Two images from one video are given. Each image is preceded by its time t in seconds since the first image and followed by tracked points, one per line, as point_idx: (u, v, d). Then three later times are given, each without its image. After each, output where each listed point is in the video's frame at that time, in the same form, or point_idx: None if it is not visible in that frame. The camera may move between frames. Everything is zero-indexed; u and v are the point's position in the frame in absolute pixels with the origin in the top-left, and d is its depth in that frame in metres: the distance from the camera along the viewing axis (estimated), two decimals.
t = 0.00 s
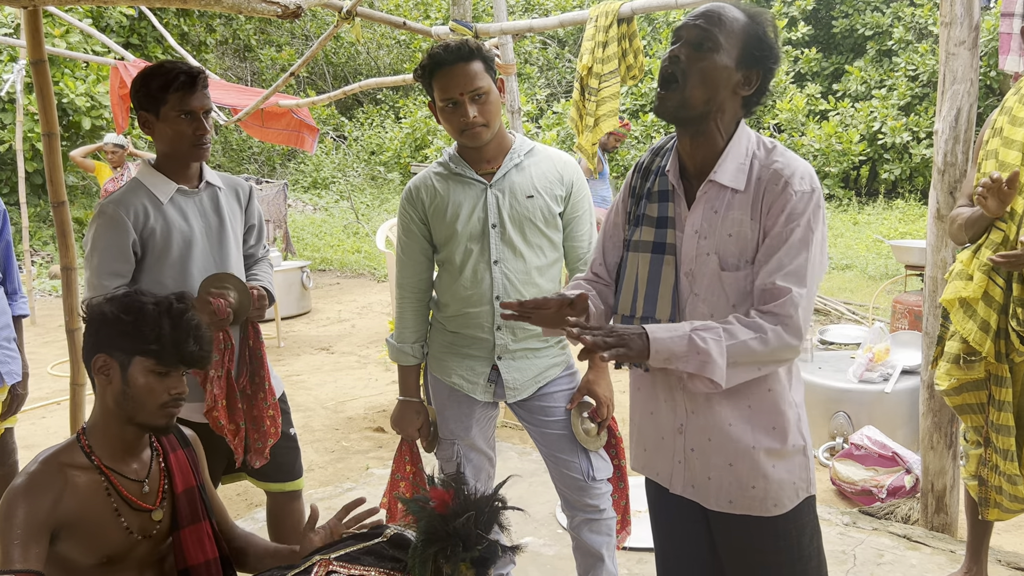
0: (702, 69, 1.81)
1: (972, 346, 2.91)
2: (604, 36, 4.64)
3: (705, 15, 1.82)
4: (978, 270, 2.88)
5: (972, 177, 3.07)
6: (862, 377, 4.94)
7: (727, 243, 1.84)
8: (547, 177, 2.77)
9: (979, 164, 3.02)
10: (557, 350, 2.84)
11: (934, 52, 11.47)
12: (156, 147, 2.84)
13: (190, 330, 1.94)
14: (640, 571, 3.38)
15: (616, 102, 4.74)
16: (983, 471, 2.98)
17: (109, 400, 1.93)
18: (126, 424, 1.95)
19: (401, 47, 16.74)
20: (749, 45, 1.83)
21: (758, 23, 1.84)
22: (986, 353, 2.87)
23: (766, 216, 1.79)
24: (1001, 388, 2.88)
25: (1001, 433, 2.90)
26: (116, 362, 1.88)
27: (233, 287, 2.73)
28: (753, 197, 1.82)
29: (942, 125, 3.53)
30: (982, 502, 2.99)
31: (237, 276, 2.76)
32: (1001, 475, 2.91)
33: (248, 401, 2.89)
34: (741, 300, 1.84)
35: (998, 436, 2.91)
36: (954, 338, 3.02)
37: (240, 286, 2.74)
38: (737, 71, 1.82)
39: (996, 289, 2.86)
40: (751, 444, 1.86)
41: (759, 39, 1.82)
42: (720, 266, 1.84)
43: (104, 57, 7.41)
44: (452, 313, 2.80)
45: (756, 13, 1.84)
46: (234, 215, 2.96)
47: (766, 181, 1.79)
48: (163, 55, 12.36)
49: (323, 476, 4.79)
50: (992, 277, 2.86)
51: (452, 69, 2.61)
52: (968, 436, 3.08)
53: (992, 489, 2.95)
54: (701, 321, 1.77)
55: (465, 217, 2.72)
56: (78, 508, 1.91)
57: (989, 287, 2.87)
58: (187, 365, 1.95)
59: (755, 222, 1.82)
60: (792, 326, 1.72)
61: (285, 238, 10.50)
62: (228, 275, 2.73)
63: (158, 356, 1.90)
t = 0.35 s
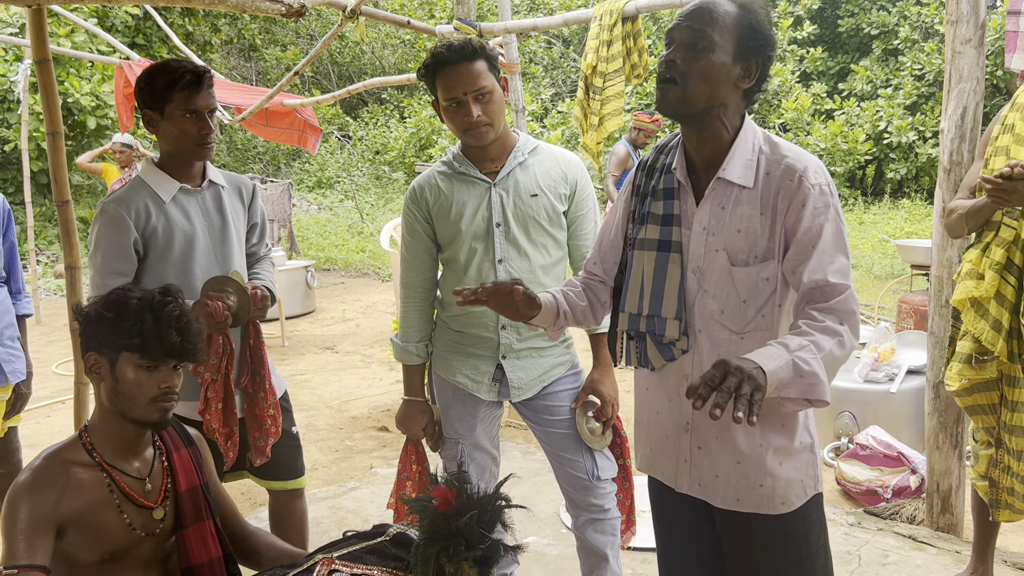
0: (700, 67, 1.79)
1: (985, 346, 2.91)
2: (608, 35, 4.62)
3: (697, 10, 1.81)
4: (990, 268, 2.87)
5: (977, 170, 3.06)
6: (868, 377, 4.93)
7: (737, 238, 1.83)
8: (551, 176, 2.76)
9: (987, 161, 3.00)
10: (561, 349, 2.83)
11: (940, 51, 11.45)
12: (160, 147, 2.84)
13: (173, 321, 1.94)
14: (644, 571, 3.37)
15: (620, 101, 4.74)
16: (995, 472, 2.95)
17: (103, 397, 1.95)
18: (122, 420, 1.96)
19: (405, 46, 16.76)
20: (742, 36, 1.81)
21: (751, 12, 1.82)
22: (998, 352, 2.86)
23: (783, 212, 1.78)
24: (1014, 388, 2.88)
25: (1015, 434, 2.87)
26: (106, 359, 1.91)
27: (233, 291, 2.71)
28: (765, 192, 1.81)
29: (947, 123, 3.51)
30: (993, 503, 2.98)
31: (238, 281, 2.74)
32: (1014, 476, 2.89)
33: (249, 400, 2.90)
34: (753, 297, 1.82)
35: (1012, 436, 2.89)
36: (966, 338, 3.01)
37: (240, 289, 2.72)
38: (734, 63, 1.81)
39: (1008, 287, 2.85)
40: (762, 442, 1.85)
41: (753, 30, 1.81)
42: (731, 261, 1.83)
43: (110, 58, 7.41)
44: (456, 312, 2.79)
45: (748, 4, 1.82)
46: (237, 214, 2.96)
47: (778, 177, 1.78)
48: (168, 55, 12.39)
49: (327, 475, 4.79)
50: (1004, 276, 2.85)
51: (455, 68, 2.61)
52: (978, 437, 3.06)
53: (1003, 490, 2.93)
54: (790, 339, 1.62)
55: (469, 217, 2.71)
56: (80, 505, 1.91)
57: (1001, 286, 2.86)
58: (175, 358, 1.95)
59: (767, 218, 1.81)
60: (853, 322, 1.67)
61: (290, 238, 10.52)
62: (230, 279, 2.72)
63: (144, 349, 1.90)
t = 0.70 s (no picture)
0: (726, 88, 1.76)
1: (981, 346, 2.89)
2: (611, 36, 4.62)
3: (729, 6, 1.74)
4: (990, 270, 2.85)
5: (988, 175, 3.05)
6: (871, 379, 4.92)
7: (774, 217, 1.81)
8: (554, 176, 2.76)
9: (996, 164, 2.98)
10: (564, 350, 2.84)
11: (944, 52, 11.45)
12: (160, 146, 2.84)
13: (159, 317, 1.93)
14: (646, 572, 3.37)
15: (623, 102, 4.74)
16: (992, 473, 2.96)
17: (98, 397, 1.96)
18: (118, 421, 1.96)
19: (409, 47, 16.78)
20: (747, 36, 1.74)
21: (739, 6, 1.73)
22: (994, 353, 2.84)
23: (818, 199, 1.79)
24: (1011, 389, 2.87)
25: (1011, 435, 2.87)
26: (98, 359, 1.91)
27: (239, 291, 2.73)
28: (804, 177, 1.80)
29: (951, 124, 3.50)
30: (989, 504, 2.98)
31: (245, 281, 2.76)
32: (1010, 477, 2.89)
33: (252, 401, 2.90)
34: (790, 276, 1.82)
35: (1007, 437, 2.88)
36: (963, 338, 3.01)
37: (246, 290, 2.74)
38: (755, 62, 1.75)
39: (1006, 289, 2.84)
40: (786, 425, 1.85)
41: (755, 25, 1.74)
42: (768, 240, 1.81)
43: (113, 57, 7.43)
44: (459, 312, 2.79)
45: None
46: (239, 213, 2.96)
47: (817, 164, 1.80)
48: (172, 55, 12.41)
49: (329, 475, 4.79)
50: (1003, 278, 2.84)
51: (458, 69, 2.61)
52: (977, 438, 3.05)
53: (1000, 492, 2.94)
54: (778, 296, 1.76)
55: (472, 217, 2.71)
56: (82, 505, 1.92)
57: (999, 287, 2.84)
58: (165, 355, 1.95)
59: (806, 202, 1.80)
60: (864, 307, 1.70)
61: (293, 238, 10.53)
62: (239, 280, 2.73)
63: (131, 348, 1.91)
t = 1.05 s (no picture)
0: (779, 95, 1.82)
1: (988, 352, 2.88)
2: (612, 38, 4.63)
3: (785, 15, 1.81)
4: (998, 275, 2.85)
5: (987, 176, 3.04)
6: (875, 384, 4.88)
7: (833, 231, 1.84)
8: (555, 177, 2.75)
9: (998, 165, 2.97)
10: (564, 352, 2.83)
11: (945, 55, 11.49)
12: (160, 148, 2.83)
13: (146, 316, 1.94)
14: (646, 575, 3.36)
15: (623, 104, 4.73)
16: (998, 476, 2.95)
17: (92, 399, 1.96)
18: (113, 423, 1.96)
19: (410, 48, 16.79)
20: (802, 46, 1.80)
21: (796, 15, 1.81)
22: (1002, 358, 2.84)
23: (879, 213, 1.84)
24: (1018, 394, 2.87)
25: (1016, 439, 2.88)
26: (90, 362, 1.91)
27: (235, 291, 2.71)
28: (863, 190, 1.85)
29: (951, 127, 3.49)
30: (995, 508, 2.96)
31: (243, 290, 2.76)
32: (1017, 481, 2.89)
33: (252, 401, 2.90)
34: (847, 288, 1.84)
35: (1014, 441, 2.90)
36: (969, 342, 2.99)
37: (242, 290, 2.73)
38: (809, 72, 1.81)
39: (1015, 293, 2.84)
40: (837, 435, 1.87)
41: (809, 35, 1.80)
42: (825, 253, 1.84)
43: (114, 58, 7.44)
44: (459, 314, 2.79)
45: (792, 5, 1.82)
46: (239, 214, 2.96)
47: (875, 178, 1.85)
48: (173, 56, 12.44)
49: (329, 476, 4.79)
50: (1011, 283, 2.84)
51: (460, 69, 2.61)
52: (980, 441, 3.04)
53: (1006, 495, 2.92)
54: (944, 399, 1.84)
55: (473, 218, 2.71)
56: (78, 507, 1.92)
57: (1007, 293, 2.85)
58: (155, 355, 1.94)
59: (865, 217, 1.85)
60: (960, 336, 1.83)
61: (293, 239, 10.53)
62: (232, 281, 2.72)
63: (120, 348, 1.90)
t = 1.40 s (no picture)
0: (840, 96, 1.79)
1: (988, 355, 2.89)
2: (610, 41, 4.63)
3: (858, 19, 1.78)
4: (995, 278, 2.88)
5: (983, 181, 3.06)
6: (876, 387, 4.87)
7: (890, 241, 1.82)
8: (552, 180, 2.74)
9: (996, 171, 2.98)
10: (561, 354, 2.83)
11: (942, 59, 11.51)
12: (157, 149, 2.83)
13: (140, 317, 1.93)
14: None
15: (621, 106, 4.74)
16: (997, 481, 2.93)
17: (88, 400, 1.95)
18: (111, 424, 1.95)
19: (408, 50, 16.80)
20: (870, 52, 1.77)
21: (869, 21, 1.77)
22: (1001, 362, 2.85)
23: (932, 221, 1.83)
24: (1016, 398, 2.87)
25: (1016, 443, 2.88)
26: (86, 364, 1.90)
27: (233, 291, 2.69)
28: (917, 198, 1.83)
29: (946, 131, 3.51)
30: (995, 513, 2.95)
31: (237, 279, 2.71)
32: (1016, 486, 2.87)
33: (250, 402, 2.90)
34: (903, 296, 1.83)
35: (1013, 445, 2.89)
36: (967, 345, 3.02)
37: (240, 288, 2.70)
38: (874, 80, 1.79)
39: (1012, 297, 2.85)
40: (891, 441, 1.87)
41: (881, 44, 1.77)
42: (883, 263, 1.82)
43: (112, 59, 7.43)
44: (456, 316, 2.79)
45: (865, 9, 1.78)
46: (236, 215, 2.95)
47: (928, 186, 1.83)
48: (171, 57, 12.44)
49: (326, 478, 4.78)
50: (1009, 286, 2.86)
51: (460, 70, 2.61)
52: (979, 445, 3.04)
53: (1006, 499, 2.91)
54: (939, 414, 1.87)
55: (471, 220, 2.71)
56: (75, 508, 1.91)
57: (1004, 296, 2.86)
58: (151, 355, 1.94)
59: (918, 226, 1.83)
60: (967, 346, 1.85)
61: (291, 241, 10.53)
62: (229, 278, 2.68)
63: (115, 349, 1.90)
